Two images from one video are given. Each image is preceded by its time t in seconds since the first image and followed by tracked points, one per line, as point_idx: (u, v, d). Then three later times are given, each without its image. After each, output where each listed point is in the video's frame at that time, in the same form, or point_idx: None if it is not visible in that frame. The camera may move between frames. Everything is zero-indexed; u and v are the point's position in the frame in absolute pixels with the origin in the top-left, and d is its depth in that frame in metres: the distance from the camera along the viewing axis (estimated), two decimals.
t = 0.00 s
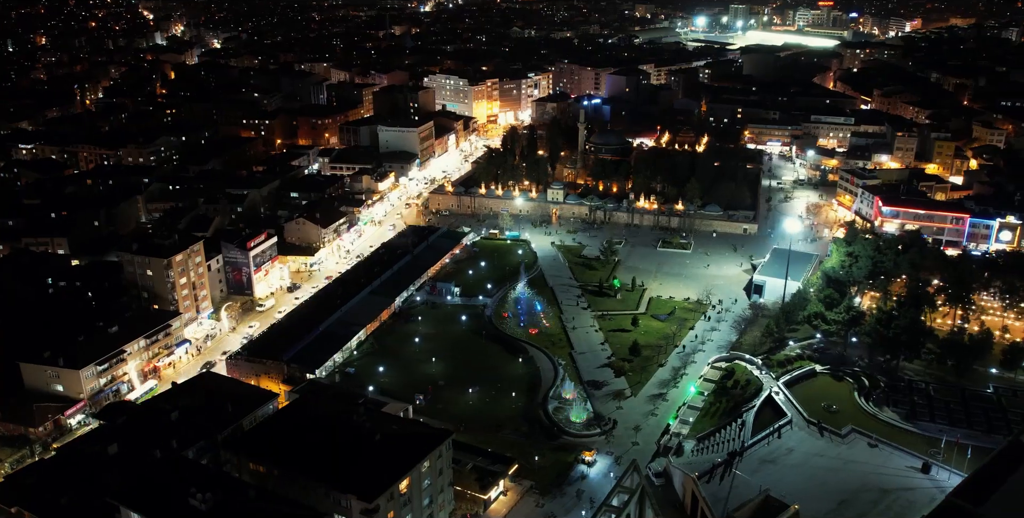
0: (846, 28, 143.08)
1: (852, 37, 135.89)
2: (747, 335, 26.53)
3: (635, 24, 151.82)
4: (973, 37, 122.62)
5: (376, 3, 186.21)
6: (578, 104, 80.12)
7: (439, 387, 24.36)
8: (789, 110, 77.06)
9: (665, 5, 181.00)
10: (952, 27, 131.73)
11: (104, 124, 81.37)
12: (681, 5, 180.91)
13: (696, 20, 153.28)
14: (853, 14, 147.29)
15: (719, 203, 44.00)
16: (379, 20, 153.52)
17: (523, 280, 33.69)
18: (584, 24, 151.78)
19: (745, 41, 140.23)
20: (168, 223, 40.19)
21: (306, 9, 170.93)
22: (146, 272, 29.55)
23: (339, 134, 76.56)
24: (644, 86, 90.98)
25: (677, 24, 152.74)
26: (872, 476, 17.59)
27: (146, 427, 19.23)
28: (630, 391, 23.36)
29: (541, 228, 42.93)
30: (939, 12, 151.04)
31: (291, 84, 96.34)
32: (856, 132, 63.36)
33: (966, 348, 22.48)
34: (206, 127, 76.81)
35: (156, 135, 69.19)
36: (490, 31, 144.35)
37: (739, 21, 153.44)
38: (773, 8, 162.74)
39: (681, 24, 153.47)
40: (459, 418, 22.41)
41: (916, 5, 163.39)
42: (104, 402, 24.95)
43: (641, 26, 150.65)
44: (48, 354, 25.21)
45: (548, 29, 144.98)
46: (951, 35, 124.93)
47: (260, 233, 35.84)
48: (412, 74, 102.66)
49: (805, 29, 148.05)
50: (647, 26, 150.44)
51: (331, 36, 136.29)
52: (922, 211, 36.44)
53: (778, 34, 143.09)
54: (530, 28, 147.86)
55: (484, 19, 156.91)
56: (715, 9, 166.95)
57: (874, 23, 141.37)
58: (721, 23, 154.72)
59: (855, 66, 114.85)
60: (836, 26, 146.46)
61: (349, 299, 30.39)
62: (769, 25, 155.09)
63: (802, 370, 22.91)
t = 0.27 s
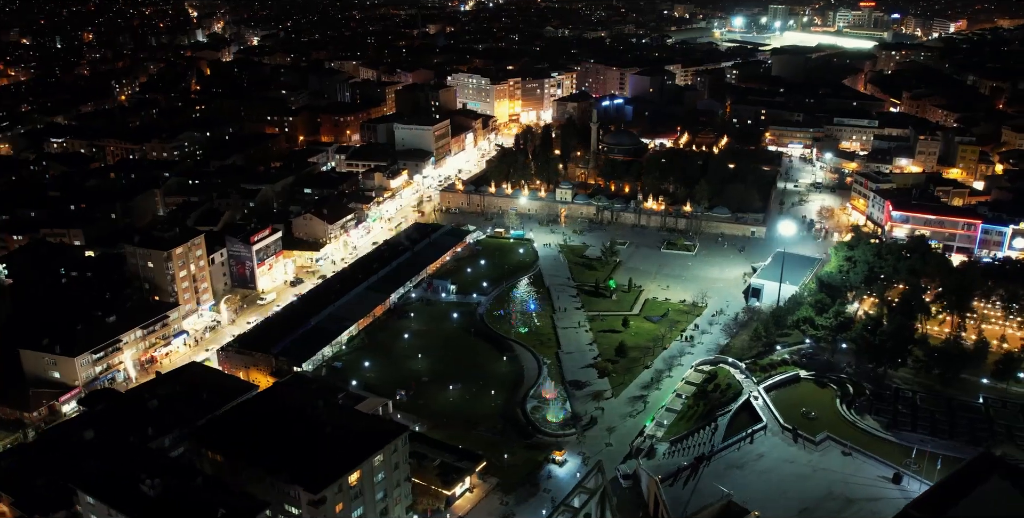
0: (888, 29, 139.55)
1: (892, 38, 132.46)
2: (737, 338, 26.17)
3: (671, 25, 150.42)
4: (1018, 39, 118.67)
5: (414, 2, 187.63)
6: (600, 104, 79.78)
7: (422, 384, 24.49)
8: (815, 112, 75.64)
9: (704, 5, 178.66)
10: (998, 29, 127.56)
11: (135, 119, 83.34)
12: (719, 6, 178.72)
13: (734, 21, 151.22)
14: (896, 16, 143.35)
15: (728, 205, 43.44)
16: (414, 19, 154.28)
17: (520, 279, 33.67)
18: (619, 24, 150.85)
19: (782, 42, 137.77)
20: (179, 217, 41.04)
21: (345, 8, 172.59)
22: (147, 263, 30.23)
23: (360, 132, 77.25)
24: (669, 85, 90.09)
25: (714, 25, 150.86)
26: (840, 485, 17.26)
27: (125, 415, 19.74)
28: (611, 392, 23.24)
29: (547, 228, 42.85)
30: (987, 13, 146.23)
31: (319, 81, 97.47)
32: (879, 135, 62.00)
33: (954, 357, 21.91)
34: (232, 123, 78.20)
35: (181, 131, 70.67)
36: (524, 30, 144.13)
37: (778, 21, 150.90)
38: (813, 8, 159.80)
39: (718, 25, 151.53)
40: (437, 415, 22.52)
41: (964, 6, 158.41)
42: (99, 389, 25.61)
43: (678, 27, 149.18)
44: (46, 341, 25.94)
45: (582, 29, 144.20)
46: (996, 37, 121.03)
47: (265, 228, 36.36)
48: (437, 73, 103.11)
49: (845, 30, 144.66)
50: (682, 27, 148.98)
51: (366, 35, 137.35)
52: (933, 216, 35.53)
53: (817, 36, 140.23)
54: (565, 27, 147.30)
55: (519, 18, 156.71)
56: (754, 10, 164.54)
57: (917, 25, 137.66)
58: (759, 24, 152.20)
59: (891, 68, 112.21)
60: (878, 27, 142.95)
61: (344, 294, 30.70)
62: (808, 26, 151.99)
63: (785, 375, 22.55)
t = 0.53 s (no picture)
0: (924, 31, 136.30)
1: (928, 40, 129.37)
2: (727, 342, 25.87)
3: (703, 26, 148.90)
4: None
5: (447, 2, 188.52)
6: (618, 105, 79.35)
7: (408, 380, 24.64)
8: (837, 113, 74.32)
9: (736, 5, 176.44)
10: None
11: (161, 116, 85.00)
12: (752, 6, 176.51)
13: (766, 21, 149.25)
14: (934, 18, 139.81)
15: (736, 207, 42.95)
16: (444, 19, 154.81)
17: (517, 278, 33.68)
18: (649, 24, 149.86)
19: (813, 43, 135.50)
20: (189, 213, 41.77)
21: (377, 8, 173.98)
22: (149, 257, 30.85)
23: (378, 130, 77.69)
24: (690, 85, 89.18)
25: (746, 26, 149.12)
26: (811, 491, 17.02)
27: (108, 403, 20.19)
28: (594, 393, 23.17)
29: (552, 228, 42.75)
30: None
31: (342, 80, 98.32)
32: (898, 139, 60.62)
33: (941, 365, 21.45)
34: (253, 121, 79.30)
35: (203, 128, 71.90)
36: (554, 30, 143.78)
37: (811, 22, 148.47)
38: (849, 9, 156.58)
39: (751, 26, 149.71)
40: (419, 412, 22.66)
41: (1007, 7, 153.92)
42: (95, 379, 26.24)
43: (710, 28, 147.58)
44: (46, 331, 26.60)
45: (611, 30, 143.53)
46: None
47: (269, 225, 36.80)
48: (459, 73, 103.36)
49: (880, 32, 141.63)
50: (715, 28, 147.71)
51: (395, 34, 138.14)
52: (941, 221, 34.77)
53: (850, 37, 137.61)
54: (595, 28, 146.73)
55: (548, 18, 156.34)
56: (787, 10, 162.24)
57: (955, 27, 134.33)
58: (793, 25, 149.87)
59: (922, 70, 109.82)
60: (914, 29, 139.69)
61: (340, 291, 31.00)
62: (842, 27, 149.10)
63: (770, 379, 22.29)
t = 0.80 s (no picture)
0: (967, 33, 132.35)
1: (970, 43, 125.62)
2: (714, 345, 25.59)
3: (739, 27, 146.98)
4: None
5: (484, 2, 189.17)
6: (639, 105, 78.76)
7: (392, 376, 24.87)
8: (862, 116, 72.80)
9: (775, 6, 173.53)
10: None
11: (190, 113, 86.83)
12: (789, 6, 173.91)
13: (803, 23, 146.53)
14: (979, 19, 135.36)
15: (744, 209, 42.34)
16: (479, 19, 155.12)
17: (514, 278, 33.75)
18: (683, 25, 148.61)
19: (850, 45, 132.75)
20: (200, 209, 42.68)
21: (414, 7, 175.13)
22: (152, 251, 31.66)
23: (399, 129, 78.23)
24: (714, 87, 88.06)
25: (782, 28, 146.75)
26: (773, 498, 16.80)
27: (91, 389, 20.78)
28: (573, 393, 23.14)
29: (556, 228, 42.68)
30: None
31: (368, 79, 99.24)
32: (921, 142, 59.07)
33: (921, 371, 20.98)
34: (277, 119, 80.48)
35: (226, 125, 73.33)
36: (587, 31, 143.31)
37: (850, 24, 145.37)
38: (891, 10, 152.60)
39: (787, 28, 147.33)
40: (398, 407, 22.84)
41: None
42: (92, 368, 26.89)
43: (747, 29, 145.60)
44: (47, 321, 27.44)
45: (644, 31, 142.81)
46: None
47: (273, 220, 37.35)
48: (483, 73, 103.56)
49: (921, 34, 137.89)
50: (751, 29, 145.76)
51: (428, 34, 138.80)
52: (949, 227, 33.93)
53: (889, 40, 134.33)
54: (628, 28, 145.98)
55: (582, 18, 155.83)
56: (824, 12, 159.38)
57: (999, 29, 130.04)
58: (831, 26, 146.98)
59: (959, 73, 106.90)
60: (957, 31, 135.67)
61: (335, 287, 31.34)
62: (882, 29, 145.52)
63: (749, 384, 22.06)
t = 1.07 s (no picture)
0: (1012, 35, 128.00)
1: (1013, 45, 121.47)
2: (698, 348, 25.37)
3: (775, 28, 144.48)
4: None
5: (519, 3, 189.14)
6: (658, 106, 78.04)
7: (376, 370, 25.14)
8: (885, 118, 71.03)
9: (814, 6, 170.07)
10: None
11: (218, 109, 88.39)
12: (829, 7, 170.32)
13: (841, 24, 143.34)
14: None
15: (750, 212, 41.79)
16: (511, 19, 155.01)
17: (509, 278, 33.84)
18: (718, 25, 146.89)
19: (887, 47, 129.60)
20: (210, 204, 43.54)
21: (449, 6, 175.90)
22: (155, 244, 32.44)
23: (418, 127, 78.62)
24: (738, 88, 86.66)
25: (819, 29, 143.82)
26: (732, 502, 16.67)
27: (76, 376, 21.38)
28: (552, 392, 23.15)
29: (561, 227, 42.59)
30: None
31: (393, 78, 99.91)
32: (943, 146, 57.61)
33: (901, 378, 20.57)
34: (300, 116, 81.51)
35: (248, 122, 74.57)
36: (619, 31, 142.39)
37: (888, 25, 141.94)
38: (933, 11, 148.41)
39: (824, 29, 144.42)
40: (377, 402, 23.07)
41: None
42: (90, 355, 27.60)
43: (783, 30, 143.09)
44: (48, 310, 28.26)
45: (676, 31, 141.50)
46: None
47: (278, 216, 37.93)
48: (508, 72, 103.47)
49: (962, 35, 133.90)
50: (787, 29, 143.29)
51: (459, 33, 138.99)
52: (955, 232, 33.12)
53: (929, 41, 130.69)
54: (660, 29, 144.69)
55: (616, 18, 154.87)
56: (863, 13, 155.74)
57: None
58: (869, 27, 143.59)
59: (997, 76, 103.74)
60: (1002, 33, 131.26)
61: (330, 283, 31.71)
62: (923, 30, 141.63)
63: (726, 387, 21.87)
